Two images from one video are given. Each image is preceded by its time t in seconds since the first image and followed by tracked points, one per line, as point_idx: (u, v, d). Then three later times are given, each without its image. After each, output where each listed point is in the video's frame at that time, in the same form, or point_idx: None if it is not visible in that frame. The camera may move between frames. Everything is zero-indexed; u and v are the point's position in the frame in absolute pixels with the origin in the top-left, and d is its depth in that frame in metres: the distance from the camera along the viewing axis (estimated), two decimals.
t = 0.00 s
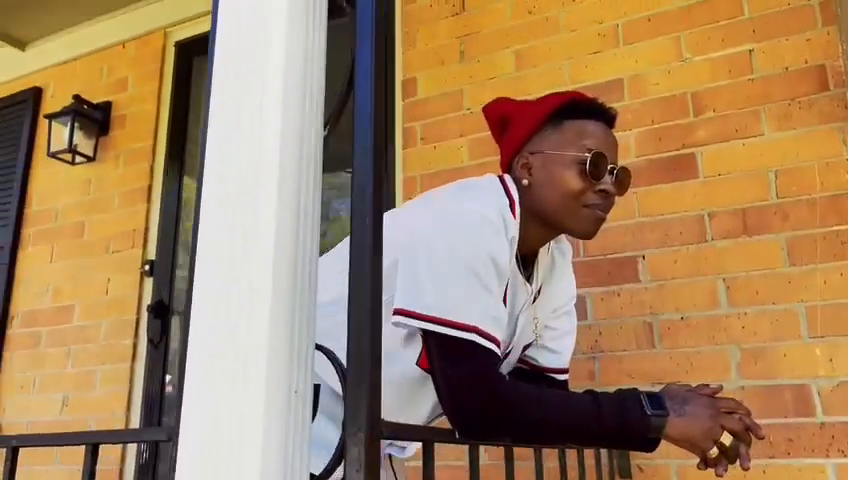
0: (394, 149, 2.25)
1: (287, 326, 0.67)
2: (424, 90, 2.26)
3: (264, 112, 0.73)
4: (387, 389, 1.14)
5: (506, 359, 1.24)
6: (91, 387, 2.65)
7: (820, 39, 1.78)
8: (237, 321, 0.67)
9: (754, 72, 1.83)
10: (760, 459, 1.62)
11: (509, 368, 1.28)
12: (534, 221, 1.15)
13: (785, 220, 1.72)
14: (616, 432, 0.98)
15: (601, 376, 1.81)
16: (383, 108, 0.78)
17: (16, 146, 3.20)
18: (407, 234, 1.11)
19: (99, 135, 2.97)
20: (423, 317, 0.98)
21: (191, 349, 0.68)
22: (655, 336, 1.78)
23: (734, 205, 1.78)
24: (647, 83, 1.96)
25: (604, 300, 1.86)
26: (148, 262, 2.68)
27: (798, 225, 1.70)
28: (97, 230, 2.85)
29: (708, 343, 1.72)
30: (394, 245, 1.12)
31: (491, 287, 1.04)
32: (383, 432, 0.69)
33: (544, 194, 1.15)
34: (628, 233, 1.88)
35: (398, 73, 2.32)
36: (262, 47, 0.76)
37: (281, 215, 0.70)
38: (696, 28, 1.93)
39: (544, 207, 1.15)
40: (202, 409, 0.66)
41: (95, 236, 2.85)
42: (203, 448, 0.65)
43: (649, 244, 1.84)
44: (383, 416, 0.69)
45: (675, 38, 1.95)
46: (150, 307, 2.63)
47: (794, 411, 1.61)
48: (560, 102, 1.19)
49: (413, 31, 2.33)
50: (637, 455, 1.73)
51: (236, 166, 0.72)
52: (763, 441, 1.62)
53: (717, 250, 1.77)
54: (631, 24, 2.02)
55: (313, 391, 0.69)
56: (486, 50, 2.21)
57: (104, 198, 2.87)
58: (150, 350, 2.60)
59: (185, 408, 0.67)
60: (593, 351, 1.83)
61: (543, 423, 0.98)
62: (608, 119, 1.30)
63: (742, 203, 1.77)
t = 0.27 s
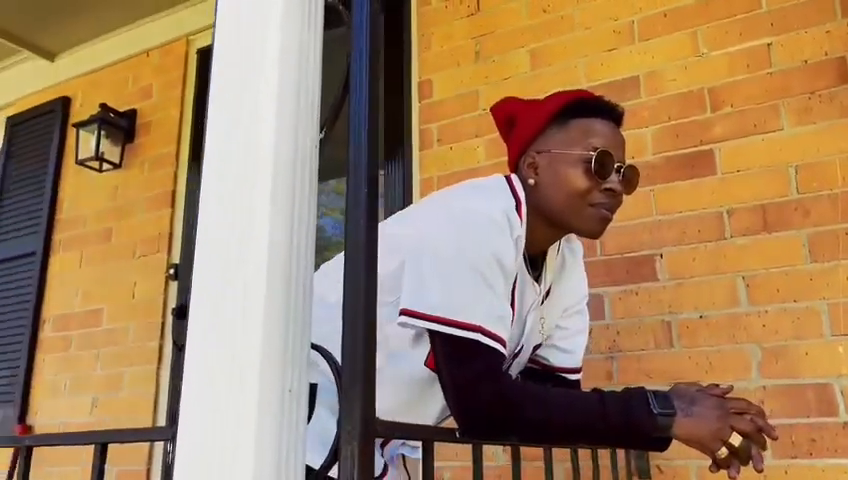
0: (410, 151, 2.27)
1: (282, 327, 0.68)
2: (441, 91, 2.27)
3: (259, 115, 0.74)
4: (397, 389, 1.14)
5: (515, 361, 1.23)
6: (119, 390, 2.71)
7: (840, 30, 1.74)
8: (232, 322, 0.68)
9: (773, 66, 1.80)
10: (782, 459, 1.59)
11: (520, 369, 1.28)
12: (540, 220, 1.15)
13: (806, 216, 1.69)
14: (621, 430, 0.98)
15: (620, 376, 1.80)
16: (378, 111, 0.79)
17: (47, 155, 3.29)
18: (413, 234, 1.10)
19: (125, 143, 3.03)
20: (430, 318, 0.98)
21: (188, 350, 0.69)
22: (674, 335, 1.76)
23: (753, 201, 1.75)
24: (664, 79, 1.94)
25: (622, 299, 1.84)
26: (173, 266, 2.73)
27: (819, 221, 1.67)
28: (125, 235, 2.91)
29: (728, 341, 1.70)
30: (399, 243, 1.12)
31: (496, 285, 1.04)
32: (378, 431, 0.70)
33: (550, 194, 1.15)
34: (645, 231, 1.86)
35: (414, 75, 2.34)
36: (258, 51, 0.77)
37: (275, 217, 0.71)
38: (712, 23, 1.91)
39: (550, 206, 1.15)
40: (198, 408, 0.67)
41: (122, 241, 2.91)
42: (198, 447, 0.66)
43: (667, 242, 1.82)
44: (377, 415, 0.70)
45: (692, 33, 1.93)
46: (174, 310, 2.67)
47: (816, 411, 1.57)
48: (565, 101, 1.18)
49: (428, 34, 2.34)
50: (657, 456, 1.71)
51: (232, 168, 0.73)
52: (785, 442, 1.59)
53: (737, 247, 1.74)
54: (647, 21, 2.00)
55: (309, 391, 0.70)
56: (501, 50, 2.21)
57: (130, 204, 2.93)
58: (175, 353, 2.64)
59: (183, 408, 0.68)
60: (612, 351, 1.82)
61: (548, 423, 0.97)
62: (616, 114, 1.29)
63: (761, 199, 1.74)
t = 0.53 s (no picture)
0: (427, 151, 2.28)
1: (278, 328, 0.69)
2: (457, 92, 2.28)
3: (256, 120, 0.75)
4: (408, 388, 1.16)
5: (525, 361, 1.24)
6: (146, 390, 2.77)
7: None
8: (232, 322, 0.70)
9: (793, 58, 1.77)
10: (805, 458, 1.56)
11: (532, 368, 1.29)
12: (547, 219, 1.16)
13: (828, 210, 1.65)
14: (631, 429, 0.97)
15: (639, 375, 1.79)
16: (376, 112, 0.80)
17: (77, 162, 3.37)
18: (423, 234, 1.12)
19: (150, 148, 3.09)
20: (435, 318, 0.99)
21: (189, 351, 0.71)
22: (693, 333, 1.74)
23: (774, 196, 1.72)
24: (681, 74, 1.91)
25: (640, 296, 1.82)
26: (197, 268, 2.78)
27: (842, 215, 1.63)
28: (151, 238, 2.97)
29: (749, 339, 1.67)
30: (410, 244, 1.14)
31: (501, 285, 1.04)
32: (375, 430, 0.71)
33: (556, 193, 1.15)
34: (664, 228, 1.84)
35: (430, 75, 2.35)
36: (256, 58, 0.78)
37: (272, 220, 0.72)
38: (730, 16, 1.88)
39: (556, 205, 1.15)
40: (200, 406, 0.68)
41: (149, 244, 2.97)
42: (199, 445, 0.67)
43: (685, 239, 1.80)
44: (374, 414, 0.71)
45: (709, 27, 1.90)
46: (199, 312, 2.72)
47: (840, 410, 1.54)
48: (572, 98, 1.18)
49: (445, 34, 2.35)
50: (677, 454, 1.69)
51: (232, 173, 0.75)
52: (808, 441, 1.56)
53: (758, 243, 1.71)
54: (663, 15, 1.98)
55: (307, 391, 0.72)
56: (517, 49, 2.20)
57: (156, 207, 2.99)
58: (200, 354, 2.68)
59: (185, 407, 0.70)
60: (631, 349, 1.81)
61: (556, 421, 0.97)
62: (625, 110, 1.28)
63: (782, 194, 1.71)
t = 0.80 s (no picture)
0: (445, 150, 2.28)
1: (270, 332, 0.70)
2: (474, 90, 2.27)
3: (249, 126, 0.76)
4: (416, 389, 1.18)
5: (537, 361, 1.25)
6: (174, 390, 2.82)
7: None
8: (225, 325, 0.71)
9: (814, 49, 1.72)
10: (830, 459, 1.52)
11: (545, 367, 1.31)
12: (553, 216, 1.19)
13: None
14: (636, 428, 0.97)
15: (659, 374, 1.76)
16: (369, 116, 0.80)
17: (107, 167, 3.45)
18: (427, 237, 1.14)
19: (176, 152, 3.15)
20: (439, 319, 1.00)
21: (184, 355, 0.72)
22: (714, 331, 1.71)
23: (796, 190, 1.68)
24: (700, 67, 1.88)
25: (660, 294, 1.80)
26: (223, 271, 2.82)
27: None
28: (178, 241, 3.02)
29: (772, 337, 1.63)
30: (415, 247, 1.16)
31: (503, 286, 1.05)
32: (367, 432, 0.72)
33: (561, 190, 1.19)
34: (683, 224, 1.81)
35: (447, 74, 2.35)
36: (249, 63, 0.79)
37: (263, 225, 0.73)
38: (750, 7, 1.84)
39: (561, 202, 1.19)
40: (193, 408, 0.70)
41: (176, 247, 3.03)
42: (192, 447, 0.68)
43: (706, 235, 1.77)
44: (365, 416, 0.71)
45: (729, 18, 1.86)
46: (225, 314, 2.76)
47: None
48: (575, 97, 1.22)
49: (462, 33, 2.35)
50: (698, 455, 1.67)
51: (225, 178, 0.76)
52: (834, 441, 1.52)
53: (780, 239, 1.67)
54: (682, 8, 1.95)
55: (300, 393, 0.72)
56: (534, 46, 2.19)
57: (182, 211, 3.04)
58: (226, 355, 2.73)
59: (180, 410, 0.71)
60: (651, 348, 1.79)
61: (558, 422, 0.98)
62: (631, 105, 1.31)
63: (805, 188, 1.67)
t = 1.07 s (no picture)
0: (460, 148, 2.29)
1: (269, 332, 0.71)
2: (489, 88, 2.27)
3: (249, 129, 0.77)
4: (425, 388, 1.19)
5: (547, 361, 1.26)
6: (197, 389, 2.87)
7: None
8: (225, 325, 0.72)
9: (833, 39, 1.69)
10: None
11: (556, 366, 1.32)
12: (556, 213, 1.20)
13: None
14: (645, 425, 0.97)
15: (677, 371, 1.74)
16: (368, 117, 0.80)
17: (131, 170, 3.51)
18: (434, 236, 1.15)
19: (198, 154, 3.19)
20: (447, 319, 1.01)
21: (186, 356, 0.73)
22: (732, 328, 1.69)
23: (816, 184, 1.65)
24: (717, 60, 1.85)
25: (677, 291, 1.78)
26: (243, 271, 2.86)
27: None
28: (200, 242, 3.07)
29: (791, 333, 1.61)
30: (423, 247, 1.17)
31: (508, 284, 1.06)
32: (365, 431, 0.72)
33: (563, 188, 1.19)
34: (701, 220, 1.79)
35: (462, 73, 2.35)
36: (249, 67, 0.80)
37: (262, 227, 0.74)
38: None
39: (564, 199, 1.19)
40: (195, 408, 0.71)
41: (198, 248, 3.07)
42: (195, 446, 0.70)
43: (723, 231, 1.75)
44: (364, 414, 0.72)
45: (745, 11, 1.84)
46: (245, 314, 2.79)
47: None
48: (578, 94, 1.23)
49: (476, 31, 2.35)
50: (717, 453, 1.65)
51: (226, 181, 0.77)
52: None
53: (799, 234, 1.65)
54: (697, 1, 1.93)
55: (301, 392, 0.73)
56: (548, 42, 2.18)
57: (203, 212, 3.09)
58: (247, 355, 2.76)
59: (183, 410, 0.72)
60: (668, 345, 1.77)
61: (563, 422, 0.97)
62: (640, 102, 1.30)
63: (825, 182, 1.64)
